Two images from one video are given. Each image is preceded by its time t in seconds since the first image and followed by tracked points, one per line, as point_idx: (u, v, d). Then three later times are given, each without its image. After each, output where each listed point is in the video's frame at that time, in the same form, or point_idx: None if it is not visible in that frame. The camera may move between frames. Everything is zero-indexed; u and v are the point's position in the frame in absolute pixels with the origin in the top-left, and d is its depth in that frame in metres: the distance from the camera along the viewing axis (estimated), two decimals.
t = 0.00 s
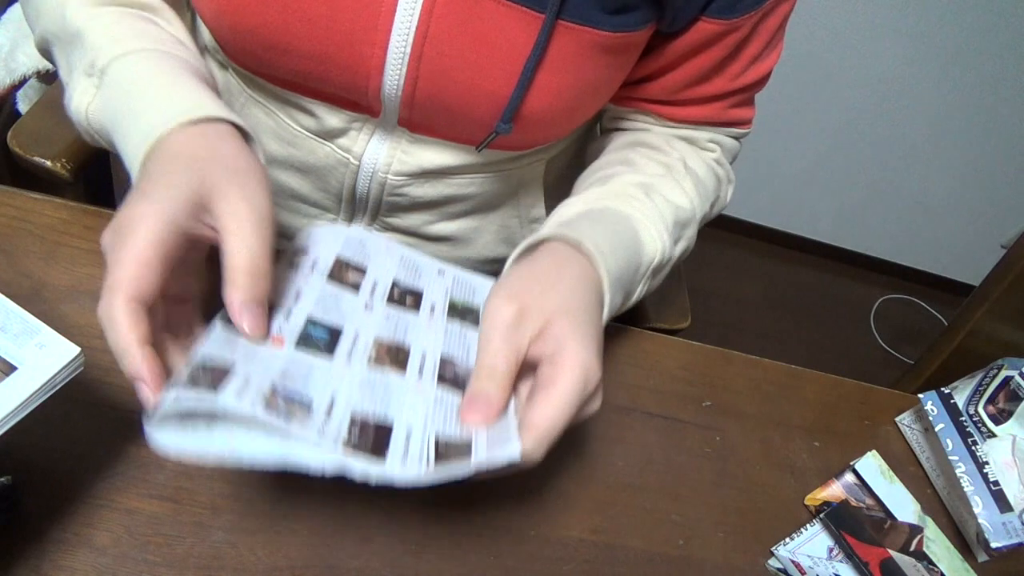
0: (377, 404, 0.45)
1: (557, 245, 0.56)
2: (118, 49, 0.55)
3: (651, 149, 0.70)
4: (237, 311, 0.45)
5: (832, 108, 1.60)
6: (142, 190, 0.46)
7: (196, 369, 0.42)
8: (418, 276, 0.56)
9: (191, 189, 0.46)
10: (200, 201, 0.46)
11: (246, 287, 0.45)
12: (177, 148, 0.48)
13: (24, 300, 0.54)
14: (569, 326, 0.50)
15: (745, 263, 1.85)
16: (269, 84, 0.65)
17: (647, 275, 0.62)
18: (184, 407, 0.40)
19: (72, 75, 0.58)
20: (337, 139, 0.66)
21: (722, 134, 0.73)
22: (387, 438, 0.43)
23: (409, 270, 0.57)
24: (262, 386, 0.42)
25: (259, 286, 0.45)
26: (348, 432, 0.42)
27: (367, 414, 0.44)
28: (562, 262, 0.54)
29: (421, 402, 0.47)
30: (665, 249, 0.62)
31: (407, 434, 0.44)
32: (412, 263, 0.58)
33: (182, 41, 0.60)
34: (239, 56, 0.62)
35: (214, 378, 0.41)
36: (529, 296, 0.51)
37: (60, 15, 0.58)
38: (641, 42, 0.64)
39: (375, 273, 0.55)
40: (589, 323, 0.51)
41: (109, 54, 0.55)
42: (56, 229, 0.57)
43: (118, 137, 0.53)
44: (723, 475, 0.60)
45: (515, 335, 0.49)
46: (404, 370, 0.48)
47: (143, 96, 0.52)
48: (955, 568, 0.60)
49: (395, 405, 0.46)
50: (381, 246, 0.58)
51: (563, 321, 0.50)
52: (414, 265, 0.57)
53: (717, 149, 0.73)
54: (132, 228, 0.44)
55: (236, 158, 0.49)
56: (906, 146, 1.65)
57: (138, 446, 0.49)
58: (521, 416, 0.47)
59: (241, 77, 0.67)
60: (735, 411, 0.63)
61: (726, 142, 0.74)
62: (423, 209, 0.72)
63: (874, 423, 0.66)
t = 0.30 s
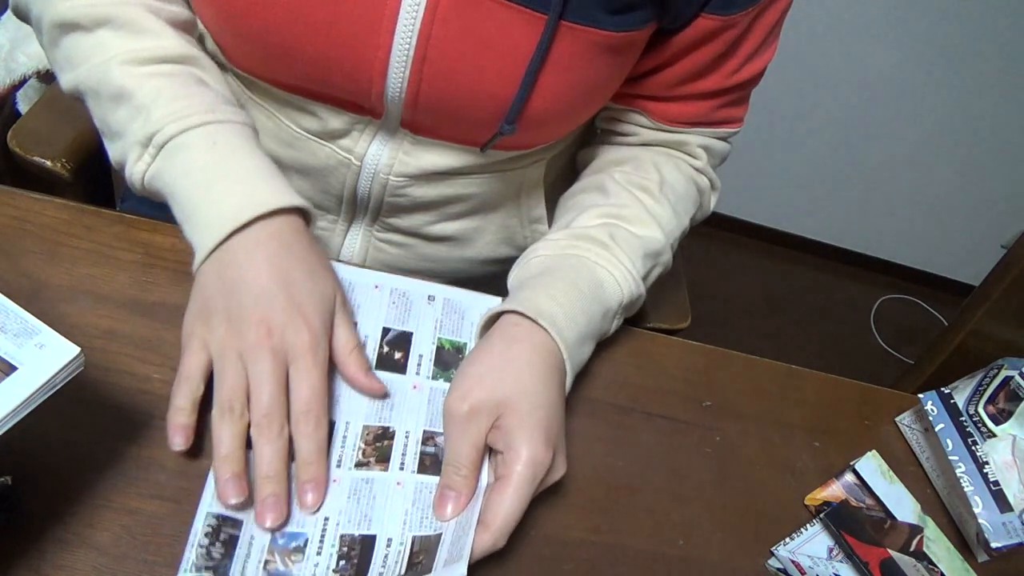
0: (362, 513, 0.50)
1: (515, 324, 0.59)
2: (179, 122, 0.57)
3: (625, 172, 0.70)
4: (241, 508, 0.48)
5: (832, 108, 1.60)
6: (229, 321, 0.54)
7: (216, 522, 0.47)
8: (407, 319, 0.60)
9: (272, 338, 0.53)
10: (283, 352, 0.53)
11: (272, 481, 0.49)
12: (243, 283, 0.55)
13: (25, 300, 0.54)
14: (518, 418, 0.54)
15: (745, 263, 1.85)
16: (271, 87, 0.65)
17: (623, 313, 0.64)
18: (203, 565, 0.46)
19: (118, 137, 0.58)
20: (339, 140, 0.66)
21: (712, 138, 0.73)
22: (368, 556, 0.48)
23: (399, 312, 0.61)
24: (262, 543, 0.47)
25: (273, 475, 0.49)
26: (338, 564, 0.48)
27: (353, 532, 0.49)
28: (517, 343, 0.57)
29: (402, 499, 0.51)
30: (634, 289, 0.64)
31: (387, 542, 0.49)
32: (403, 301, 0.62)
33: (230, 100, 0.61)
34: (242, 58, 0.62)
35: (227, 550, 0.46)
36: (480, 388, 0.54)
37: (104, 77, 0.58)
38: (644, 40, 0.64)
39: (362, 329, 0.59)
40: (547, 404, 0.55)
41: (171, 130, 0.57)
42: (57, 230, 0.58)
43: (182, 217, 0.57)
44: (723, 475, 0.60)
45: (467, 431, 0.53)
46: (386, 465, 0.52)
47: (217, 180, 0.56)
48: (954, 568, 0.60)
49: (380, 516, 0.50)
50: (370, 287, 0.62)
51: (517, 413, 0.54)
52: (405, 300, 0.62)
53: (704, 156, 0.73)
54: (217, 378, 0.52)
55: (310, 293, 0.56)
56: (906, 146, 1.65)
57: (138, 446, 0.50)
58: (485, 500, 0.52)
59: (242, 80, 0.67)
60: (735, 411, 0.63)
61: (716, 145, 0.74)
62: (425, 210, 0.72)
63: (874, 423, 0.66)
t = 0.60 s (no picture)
0: (361, 521, 0.50)
1: (570, 337, 0.58)
2: (178, 130, 0.57)
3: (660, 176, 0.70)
4: (234, 517, 0.48)
5: (831, 108, 1.60)
6: (223, 334, 0.54)
7: (214, 531, 0.47)
8: (405, 329, 0.61)
9: (267, 350, 0.54)
10: (275, 365, 0.54)
11: (266, 490, 0.49)
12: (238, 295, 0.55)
13: (25, 300, 0.54)
14: (560, 439, 0.52)
15: (745, 263, 1.86)
16: (269, 86, 0.65)
17: (676, 316, 0.64)
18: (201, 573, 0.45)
19: (114, 143, 0.59)
20: (336, 139, 0.66)
21: (725, 133, 0.73)
22: (369, 564, 0.48)
23: (397, 322, 0.61)
24: (261, 550, 0.47)
25: (268, 484, 0.49)
26: (337, 574, 0.47)
27: (353, 542, 0.49)
28: (578, 356, 0.56)
29: (400, 505, 0.51)
30: (688, 294, 0.64)
31: (386, 552, 0.49)
32: (400, 311, 0.62)
33: (227, 108, 0.62)
34: (240, 56, 0.62)
35: (224, 558, 0.46)
36: (529, 399, 0.53)
37: (101, 83, 0.58)
38: (641, 36, 0.63)
39: (361, 338, 0.60)
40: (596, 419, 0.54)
41: (169, 138, 0.57)
42: (57, 230, 0.58)
43: (176, 227, 0.57)
44: (723, 475, 0.60)
45: (507, 442, 0.52)
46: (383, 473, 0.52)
47: (216, 191, 0.56)
48: (955, 568, 0.60)
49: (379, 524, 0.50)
50: (369, 297, 0.62)
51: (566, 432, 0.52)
52: (403, 310, 0.62)
53: (721, 151, 0.72)
54: (211, 390, 0.52)
55: (303, 304, 0.56)
56: (905, 145, 1.65)
57: (138, 446, 0.50)
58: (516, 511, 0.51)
59: (240, 80, 0.67)
60: (735, 411, 0.63)
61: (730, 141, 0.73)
62: (423, 209, 0.72)
63: (874, 423, 0.66)
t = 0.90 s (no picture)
0: (361, 523, 0.50)
1: (611, 262, 0.62)
2: (177, 132, 0.57)
3: (690, 124, 0.73)
4: (232, 519, 0.48)
5: (831, 108, 1.60)
6: (224, 335, 0.54)
7: (214, 530, 0.47)
8: (404, 330, 0.61)
9: (267, 350, 0.54)
10: (277, 365, 0.54)
11: (266, 490, 0.49)
12: (238, 296, 0.55)
13: (26, 300, 0.54)
14: (581, 350, 0.58)
15: (745, 263, 1.86)
16: (270, 83, 0.65)
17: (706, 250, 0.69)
18: (200, 573, 0.46)
19: (113, 146, 0.59)
20: (339, 133, 0.66)
21: (748, 86, 0.76)
22: (369, 566, 0.48)
23: (397, 323, 0.61)
24: (260, 551, 0.47)
25: (267, 484, 0.49)
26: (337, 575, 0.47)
27: (353, 544, 0.49)
28: (614, 280, 0.61)
29: (400, 509, 0.51)
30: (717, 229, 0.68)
31: (386, 555, 0.49)
32: (400, 312, 0.62)
33: (226, 110, 0.62)
34: (242, 53, 0.62)
35: (223, 559, 0.46)
36: (563, 307, 0.59)
37: (99, 86, 0.58)
38: (642, 21, 0.63)
39: (361, 338, 0.60)
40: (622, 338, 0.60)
41: (168, 140, 0.57)
42: (57, 231, 0.58)
43: (176, 228, 0.57)
44: (723, 475, 0.60)
45: (539, 336, 0.59)
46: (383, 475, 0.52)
47: (216, 192, 0.56)
48: (955, 568, 0.60)
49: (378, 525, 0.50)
50: (369, 297, 0.62)
51: (589, 340, 0.58)
52: (403, 311, 0.62)
53: (745, 103, 0.76)
54: (212, 389, 0.52)
55: (302, 306, 0.56)
56: (905, 145, 1.65)
57: (138, 446, 0.50)
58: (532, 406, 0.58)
59: (240, 77, 0.67)
60: (735, 411, 0.63)
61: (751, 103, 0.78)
62: (427, 202, 0.72)
63: (874, 423, 0.66)
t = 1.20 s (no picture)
0: (362, 523, 0.50)
1: (604, 256, 0.63)
2: (179, 132, 0.57)
3: (683, 121, 0.73)
4: (232, 519, 0.48)
5: (831, 108, 1.60)
6: (224, 335, 0.54)
7: (214, 531, 0.47)
8: (405, 329, 0.61)
9: (267, 350, 0.54)
10: (277, 366, 0.54)
11: (266, 490, 0.49)
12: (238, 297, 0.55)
13: (25, 300, 0.54)
14: (580, 346, 0.58)
15: (745, 263, 1.86)
16: (271, 79, 0.65)
17: (700, 246, 0.69)
18: (200, 573, 0.46)
19: (114, 145, 0.58)
20: (339, 130, 0.66)
21: (743, 85, 0.77)
22: (369, 567, 0.48)
23: (397, 322, 0.61)
24: (260, 551, 0.47)
25: (267, 484, 0.49)
26: None
27: (353, 544, 0.49)
28: (608, 273, 0.62)
29: (399, 509, 0.51)
30: (710, 223, 0.68)
31: (386, 555, 0.49)
32: (401, 311, 0.62)
33: (227, 110, 0.62)
34: (243, 49, 0.62)
35: (224, 559, 0.46)
36: (559, 302, 0.60)
37: (100, 84, 0.58)
38: (643, 19, 0.63)
39: (362, 338, 0.60)
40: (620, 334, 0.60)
41: (169, 140, 0.57)
42: (57, 231, 0.58)
43: (175, 227, 0.57)
44: (723, 475, 0.60)
45: (536, 332, 0.59)
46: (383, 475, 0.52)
47: (217, 193, 0.56)
48: (955, 568, 0.59)
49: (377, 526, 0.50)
50: (370, 296, 0.62)
51: (588, 335, 0.59)
52: (404, 310, 0.62)
53: (739, 101, 0.76)
54: (212, 388, 0.52)
55: (301, 306, 0.56)
56: (905, 145, 1.65)
57: (139, 446, 0.50)
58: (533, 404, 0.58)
59: (241, 74, 0.67)
60: (735, 411, 0.63)
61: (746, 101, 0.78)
62: (427, 199, 0.72)
63: (874, 423, 0.66)
